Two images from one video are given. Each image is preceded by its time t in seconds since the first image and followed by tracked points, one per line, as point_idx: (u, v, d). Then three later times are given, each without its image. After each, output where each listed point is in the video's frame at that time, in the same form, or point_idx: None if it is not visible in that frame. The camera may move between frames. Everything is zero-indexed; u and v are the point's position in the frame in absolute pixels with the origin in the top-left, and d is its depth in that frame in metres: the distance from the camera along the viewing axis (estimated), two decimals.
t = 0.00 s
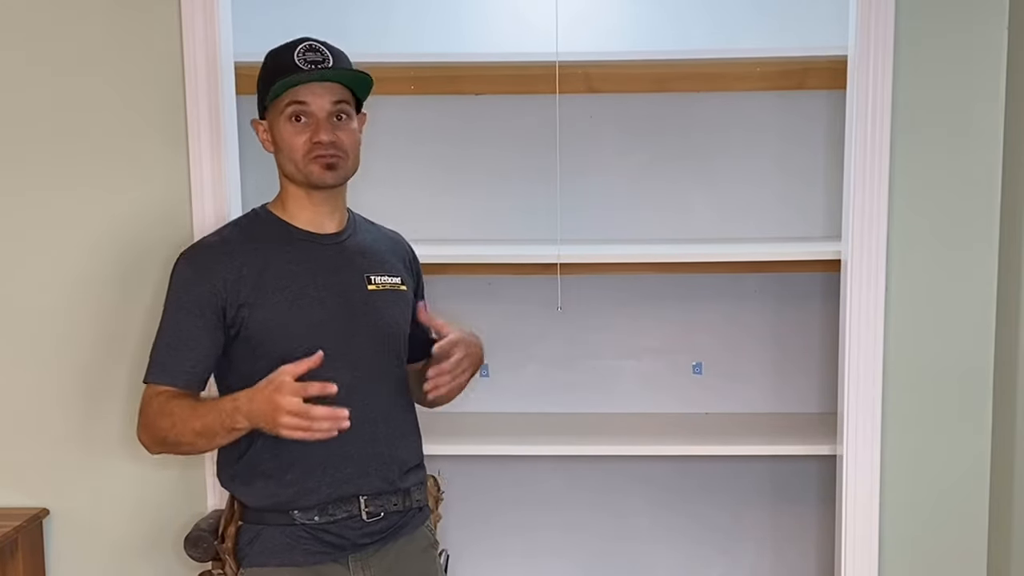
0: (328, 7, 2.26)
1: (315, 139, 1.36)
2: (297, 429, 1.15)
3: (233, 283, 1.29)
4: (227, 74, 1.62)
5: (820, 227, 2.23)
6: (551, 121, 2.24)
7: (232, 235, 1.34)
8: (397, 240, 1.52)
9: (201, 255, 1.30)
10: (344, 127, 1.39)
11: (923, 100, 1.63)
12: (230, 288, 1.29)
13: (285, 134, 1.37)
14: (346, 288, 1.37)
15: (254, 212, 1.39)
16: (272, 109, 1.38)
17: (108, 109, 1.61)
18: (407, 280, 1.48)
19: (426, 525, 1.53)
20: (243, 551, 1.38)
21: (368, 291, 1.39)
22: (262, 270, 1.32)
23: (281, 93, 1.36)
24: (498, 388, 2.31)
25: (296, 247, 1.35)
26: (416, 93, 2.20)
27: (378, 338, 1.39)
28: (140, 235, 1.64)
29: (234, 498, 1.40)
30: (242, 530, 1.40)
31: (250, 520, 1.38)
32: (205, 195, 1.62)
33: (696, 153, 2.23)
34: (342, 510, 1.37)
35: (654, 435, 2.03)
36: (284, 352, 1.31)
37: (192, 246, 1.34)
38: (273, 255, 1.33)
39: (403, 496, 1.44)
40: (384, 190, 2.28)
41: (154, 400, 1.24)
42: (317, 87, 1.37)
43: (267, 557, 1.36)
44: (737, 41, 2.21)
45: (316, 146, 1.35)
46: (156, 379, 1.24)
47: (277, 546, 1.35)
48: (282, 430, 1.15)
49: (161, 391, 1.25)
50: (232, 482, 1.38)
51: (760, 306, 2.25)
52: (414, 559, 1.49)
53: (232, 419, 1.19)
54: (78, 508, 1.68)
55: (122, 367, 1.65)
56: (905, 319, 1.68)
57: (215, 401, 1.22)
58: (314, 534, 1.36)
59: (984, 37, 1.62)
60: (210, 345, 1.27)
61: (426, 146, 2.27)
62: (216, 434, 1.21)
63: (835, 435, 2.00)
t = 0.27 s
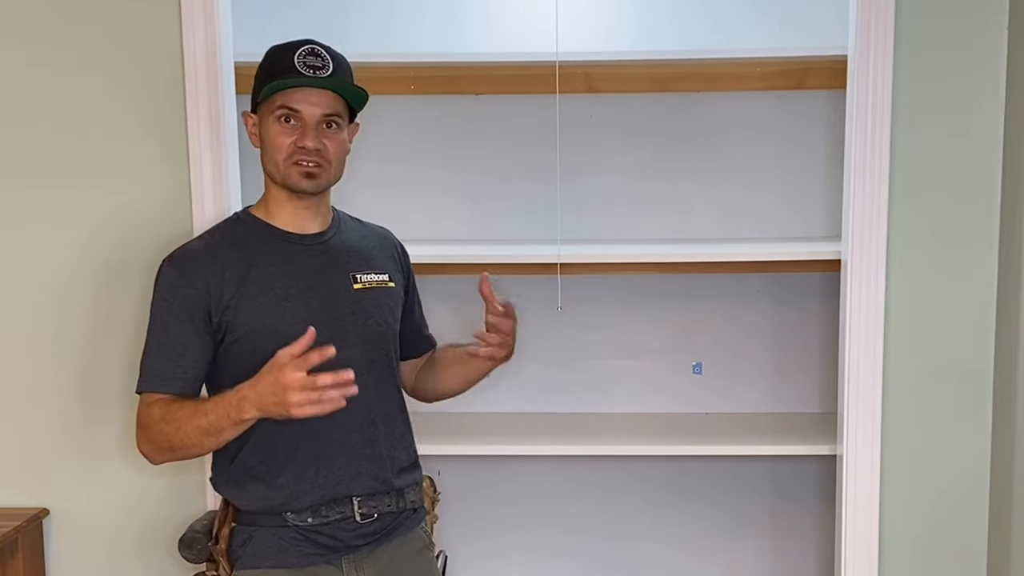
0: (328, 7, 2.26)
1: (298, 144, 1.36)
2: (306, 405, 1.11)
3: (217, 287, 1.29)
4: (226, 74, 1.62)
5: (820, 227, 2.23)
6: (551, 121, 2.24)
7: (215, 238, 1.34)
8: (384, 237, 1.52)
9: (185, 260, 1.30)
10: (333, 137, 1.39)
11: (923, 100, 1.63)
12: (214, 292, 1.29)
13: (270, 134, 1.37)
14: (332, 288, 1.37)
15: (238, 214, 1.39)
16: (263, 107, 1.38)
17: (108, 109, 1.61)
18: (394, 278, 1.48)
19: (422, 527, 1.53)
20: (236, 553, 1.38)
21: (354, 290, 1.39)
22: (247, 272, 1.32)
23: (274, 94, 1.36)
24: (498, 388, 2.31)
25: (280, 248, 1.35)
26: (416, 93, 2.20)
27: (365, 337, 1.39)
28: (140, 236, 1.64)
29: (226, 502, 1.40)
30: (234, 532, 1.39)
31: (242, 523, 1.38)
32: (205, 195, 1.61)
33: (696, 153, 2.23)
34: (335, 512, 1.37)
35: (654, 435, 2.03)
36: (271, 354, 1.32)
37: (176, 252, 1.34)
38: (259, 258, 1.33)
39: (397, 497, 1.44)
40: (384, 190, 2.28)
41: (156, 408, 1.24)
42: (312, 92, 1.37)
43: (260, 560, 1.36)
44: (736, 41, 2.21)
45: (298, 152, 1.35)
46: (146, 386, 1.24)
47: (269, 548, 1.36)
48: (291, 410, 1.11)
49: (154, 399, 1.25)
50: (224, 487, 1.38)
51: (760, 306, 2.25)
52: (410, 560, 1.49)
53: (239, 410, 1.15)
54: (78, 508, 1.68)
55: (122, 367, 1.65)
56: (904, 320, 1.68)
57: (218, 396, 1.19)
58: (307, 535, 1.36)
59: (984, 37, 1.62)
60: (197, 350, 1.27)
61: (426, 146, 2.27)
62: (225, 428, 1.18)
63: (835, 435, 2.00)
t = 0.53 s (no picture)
0: (328, 7, 2.26)
1: (308, 146, 1.36)
2: (310, 423, 1.13)
3: (221, 290, 1.29)
4: (226, 75, 1.62)
5: (820, 227, 2.23)
6: (551, 121, 2.24)
7: (219, 240, 1.34)
8: (383, 240, 1.53)
9: (189, 262, 1.29)
10: (340, 137, 1.39)
11: (923, 100, 1.63)
12: (218, 295, 1.29)
13: (278, 138, 1.37)
14: (335, 292, 1.38)
15: (240, 216, 1.39)
16: (268, 112, 1.38)
17: (109, 109, 1.61)
18: (396, 282, 1.49)
19: (423, 524, 1.54)
20: (240, 554, 1.38)
21: (357, 294, 1.40)
22: (251, 276, 1.32)
23: (279, 97, 1.36)
24: (498, 388, 2.31)
25: (284, 252, 1.36)
26: (416, 93, 2.20)
27: (367, 342, 1.40)
28: (140, 236, 1.64)
29: (229, 504, 1.40)
30: (238, 533, 1.39)
31: (246, 524, 1.38)
32: (205, 195, 1.61)
33: (696, 153, 2.23)
34: (340, 510, 1.37)
35: (653, 435, 2.03)
36: (274, 357, 1.32)
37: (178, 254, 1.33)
38: (263, 261, 1.34)
39: (399, 495, 1.45)
40: (383, 190, 2.28)
41: (159, 412, 1.24)
42: (317, 94, 1.37)
43: (265, 560, 1.35)
44: (737, 41, 2.21)
45: (308, 153, 1.35)
46: (147, 389, 1.24)
47: (274, 547, 1.35)
48: (296, 426, 1.13)
49: (158, 402, 1.25)
50: (226, 488, 1.38)
51: (760, 306, 2.25)
52: (412, 557, 1.49)
53: (247, 421, 1.18)
54: (78, 508, 1.68)
55: (121, 367, 1.65)
56: (904, 320, 1.68)
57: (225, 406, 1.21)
58: (312, 534, 1.36)
59: (984, 37, 1.62)
60: (201, 352, 1.27)
61: (426, 146, 2.27)
62: (231, 438, 1.20)
63: (835, 435, 2.00)
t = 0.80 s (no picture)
0: (328, 7, 2.26)
1: (339, 155, 1.36)
2: (329, 389, 1.12)
3: (232, 287, 1.29)
4: (227, 76, 1.62)
5: (820, 227, 2.23)
6: (551, 121, 2.24)
7: (228, 238, 1.33)
8: (383, 241, 1.54)
9: (201, 258, 1.29)
10: (366, 146, 1.41)
11: (923, 101, 1.63)
12: (230, 292, 1.29)
13: (308, 142, 1.36)
14: (341, 292, 1.39)
15: (247, 214, 1.38)
16: (299, 114, 1.36)
17: (110, 108, 1.61)
18: (396, 283, 1.50)
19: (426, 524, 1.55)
20: (245, 556, 1.38)
21: (362, 294, 1.41)
22: (260, 273, 1.32)
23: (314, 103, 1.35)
24: (499, 388, 2.32)
25: (293, 251, 1.36)
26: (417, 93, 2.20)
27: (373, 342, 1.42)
28: (140, 236, 1.64)
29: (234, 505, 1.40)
30: (243, 534, 1.39)
31: (251, 525, 1.38)
32: (205, 195, 1.61)
33: (696, 153, 2.23)
34: (344, 510, 1.38)
35: (654, 435, 2.03)
36: (283, 356, 1.32)
37: (187, 249, 1.32)
38: (273, 259, 1.33)
39: (403, 494, 1.46)
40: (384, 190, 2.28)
41: (175, 404, 1.23)
42: (351, 102, 1.38)
43: (271, 561, 1.36)
44: (737, 41, 2.21)
45: (339, 161, 1.36)
46: (160, 383, 1.23)
47: (280, 549, 1.35)
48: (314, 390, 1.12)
49: (171, 397, 1.23)
50: (230, 487, 1.37)
51: (760, 306, 2.25)
52: (416, 556, 1.50)
53: (269, 396, 1.17)
54: (78, 508, 1.68)
55: (122, 367, 1.65)
56: (905, 320, 1.68)
57: (247, 387, 1.21)
58: (318, 534, 1.36)
59: (984, 37, 1.62)
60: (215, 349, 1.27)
61: (426, 146, 2.27)
62: (253, 416, 1.19)
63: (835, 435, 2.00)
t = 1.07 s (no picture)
0: (328, 7, 2.26)
1: (331, 150, 1.36)
2: (351, 372, 1.14)
3: (237, 285, 1.29)
4: (226, 76, 1.63)
5: (820, 227, 2.23)
6: (551, 121, 2.24)
7: (231, 236, 1.33)
8: (382, 242, 1.55)
9: (204, 256, 1.28)
10: (362, 148, 1.41)
11: (923, 100, 1.63)
12: (234, 290, 1.28)
13: (303, 134, 1.37)
14: (343, 291, 1.39)
15: (249, 213, 1.38)
16: (296, 107, 1.37)
17: (109, 109, 1.61)
18: (394, 283, 1.51)
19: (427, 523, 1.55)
20: (249, 558, 1.38)
21: (363, 294, 1.42)
22: (263, 272, 1.32)
23: (310, 98, 1.36)
24: (498, 388, 2.32)
25: (296, 250, 1.36)
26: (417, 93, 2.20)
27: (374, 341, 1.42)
28: (140, 236, 1.64)
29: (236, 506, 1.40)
30: (246, 536, 1.39)
31: (254, 527, 1.38)
32: (205, 195, 1.61)
33: (696, 153, 2.23)
34: (347, 510, 1.38)
35: (654, 435, 2.03)
36: (286, 355, 1.32)
37: (189, 248, 1.31)
38: (275, 258, 1.33)
39: (404, 493, 1.46)
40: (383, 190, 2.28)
41: (186, 402, 1.23)
42: (350, 101, 1.38)
43: (275, 562, 1.36)
44: (737, 41, 2.21)
45: (331, 157, 1.36)
46: (168, 381, 1.23)
47: (284, 550, 1.35)
48: (334, 377, 1.13)
49: (179, 396, 1.23)
50: (232, 488, 1.37)
51: (760, 306, 2.25)
52: (418, 556, 1.50)
53: (285, 385, 1.18)
54: (78, 508, 1.68)
55: (122, 368, 1.65)
56: (905, 320, 1.68)
57: (260, 378, 1.21)
58: (321, 535, 1.37)
59: (984, 37, 1.62)
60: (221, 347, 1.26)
61: (426, 146, 2.27)
62: (268, 407, 1.20)
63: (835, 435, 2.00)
